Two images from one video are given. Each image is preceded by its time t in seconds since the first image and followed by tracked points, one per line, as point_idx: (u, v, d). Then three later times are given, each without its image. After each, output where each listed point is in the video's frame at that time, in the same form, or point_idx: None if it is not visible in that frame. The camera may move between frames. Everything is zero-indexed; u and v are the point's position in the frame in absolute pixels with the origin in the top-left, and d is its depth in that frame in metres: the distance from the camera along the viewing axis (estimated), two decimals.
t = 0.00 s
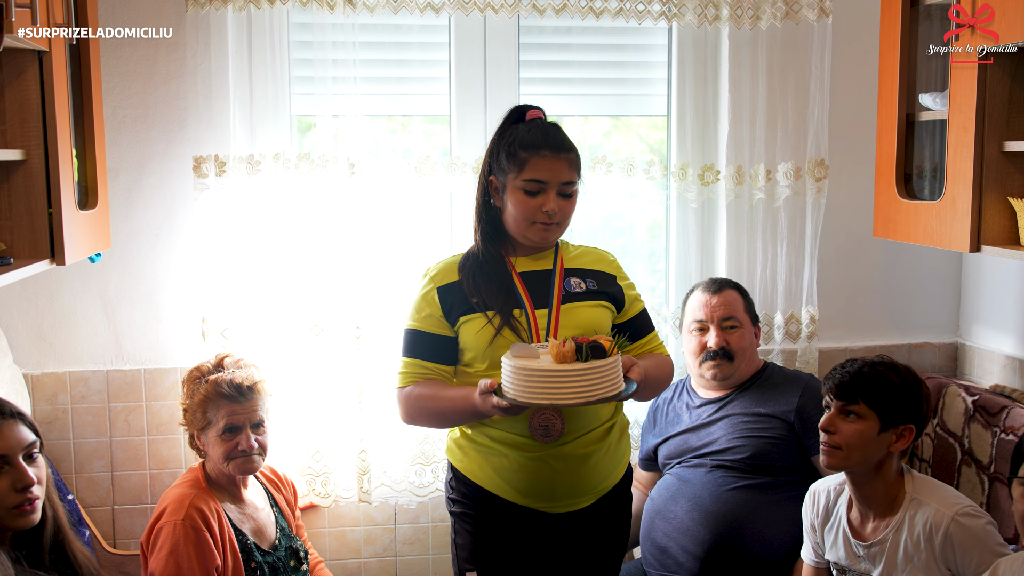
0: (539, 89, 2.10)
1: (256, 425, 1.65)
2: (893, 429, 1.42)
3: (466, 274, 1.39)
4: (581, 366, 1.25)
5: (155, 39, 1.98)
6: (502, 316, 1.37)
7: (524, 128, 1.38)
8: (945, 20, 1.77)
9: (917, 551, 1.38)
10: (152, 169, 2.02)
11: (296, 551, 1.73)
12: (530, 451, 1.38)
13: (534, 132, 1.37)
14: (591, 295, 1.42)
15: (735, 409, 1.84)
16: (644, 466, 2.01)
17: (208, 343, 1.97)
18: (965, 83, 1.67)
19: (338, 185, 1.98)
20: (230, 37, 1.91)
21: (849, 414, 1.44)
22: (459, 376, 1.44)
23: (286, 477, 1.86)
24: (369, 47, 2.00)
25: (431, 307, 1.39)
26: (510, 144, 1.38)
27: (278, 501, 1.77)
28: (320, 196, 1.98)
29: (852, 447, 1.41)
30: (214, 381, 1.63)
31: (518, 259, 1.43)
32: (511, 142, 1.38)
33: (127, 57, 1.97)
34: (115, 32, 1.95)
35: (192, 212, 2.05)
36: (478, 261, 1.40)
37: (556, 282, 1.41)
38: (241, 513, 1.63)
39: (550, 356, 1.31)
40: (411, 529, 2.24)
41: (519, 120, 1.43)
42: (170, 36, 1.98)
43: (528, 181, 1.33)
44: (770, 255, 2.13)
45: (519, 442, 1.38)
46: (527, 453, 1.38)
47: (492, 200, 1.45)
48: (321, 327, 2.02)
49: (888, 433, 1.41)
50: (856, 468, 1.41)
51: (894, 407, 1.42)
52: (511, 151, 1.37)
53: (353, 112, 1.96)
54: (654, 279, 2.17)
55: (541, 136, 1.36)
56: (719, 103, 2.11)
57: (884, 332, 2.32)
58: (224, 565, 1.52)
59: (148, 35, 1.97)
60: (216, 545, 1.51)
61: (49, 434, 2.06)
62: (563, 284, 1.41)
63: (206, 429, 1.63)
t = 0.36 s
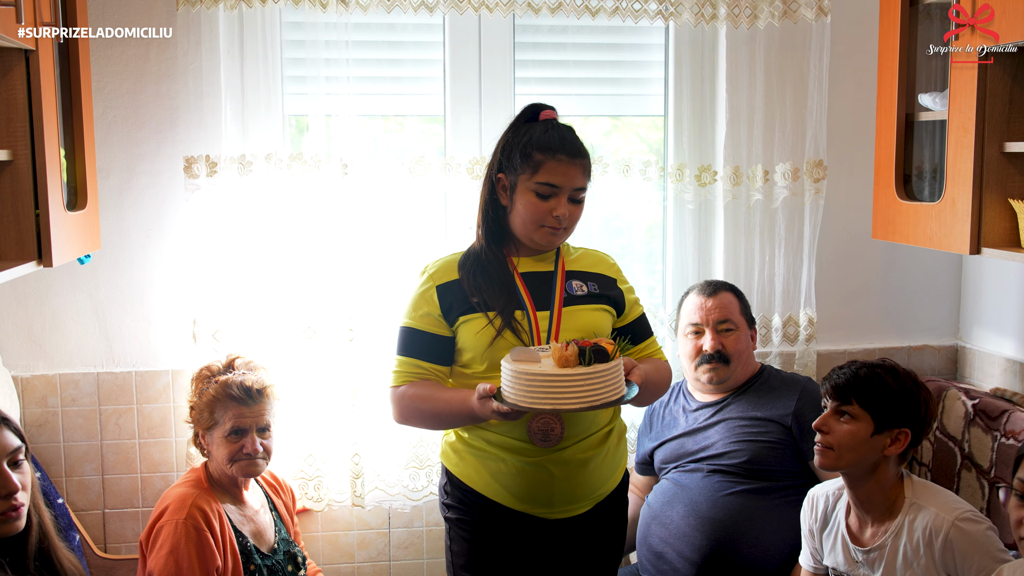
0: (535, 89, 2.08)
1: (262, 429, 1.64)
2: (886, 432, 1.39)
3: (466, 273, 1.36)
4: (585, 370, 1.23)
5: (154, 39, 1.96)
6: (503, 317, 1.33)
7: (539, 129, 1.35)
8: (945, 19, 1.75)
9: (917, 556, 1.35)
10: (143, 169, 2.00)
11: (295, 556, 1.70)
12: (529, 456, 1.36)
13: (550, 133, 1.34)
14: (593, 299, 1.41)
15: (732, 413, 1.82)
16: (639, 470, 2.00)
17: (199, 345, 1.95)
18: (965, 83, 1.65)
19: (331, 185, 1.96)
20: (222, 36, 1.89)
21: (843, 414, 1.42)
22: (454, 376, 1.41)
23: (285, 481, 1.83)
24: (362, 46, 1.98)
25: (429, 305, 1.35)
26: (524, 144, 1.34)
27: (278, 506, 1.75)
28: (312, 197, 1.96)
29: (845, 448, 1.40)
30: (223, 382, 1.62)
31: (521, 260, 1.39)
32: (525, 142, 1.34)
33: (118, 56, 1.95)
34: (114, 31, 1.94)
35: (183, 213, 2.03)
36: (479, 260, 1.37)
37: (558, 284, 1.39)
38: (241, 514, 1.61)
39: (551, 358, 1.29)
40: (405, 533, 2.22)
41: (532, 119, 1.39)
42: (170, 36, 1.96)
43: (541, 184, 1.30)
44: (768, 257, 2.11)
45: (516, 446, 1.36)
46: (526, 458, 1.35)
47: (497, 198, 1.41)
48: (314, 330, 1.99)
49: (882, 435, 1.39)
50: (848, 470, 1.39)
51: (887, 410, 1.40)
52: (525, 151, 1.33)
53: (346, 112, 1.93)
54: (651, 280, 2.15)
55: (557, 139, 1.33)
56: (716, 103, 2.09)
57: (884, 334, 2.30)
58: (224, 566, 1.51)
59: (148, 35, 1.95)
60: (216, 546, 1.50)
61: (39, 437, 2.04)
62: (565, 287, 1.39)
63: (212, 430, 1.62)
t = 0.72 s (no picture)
0: (534, 89, 2.06)
1: (264, 432, 1.63)
2: (888, 437, 1.37)
3: (466, 275, 1.33)
4: (588, 372, 1.21)
5: (153, 39, 1.94)
6: (504, 320, 1.31)
7: (538, 129, 1.33)
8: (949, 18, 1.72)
9: (920, 562, 1.32)
10: (139, 170, 1.98)
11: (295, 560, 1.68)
12: (528, 461, 1.33)
13: (549, 134, 1.31)
14: (594, 301, 1.39)
15: (733, 417, 1.80)
16: (640, 474, 1.98)
17: (195, 348, 1.93)
18: (969, 83, 1.63)
19: (329, 186, 1.94)
20: (218, 36, 1.88)
21: (846, 420, 1.40)
22: (452, 380, 1.38)
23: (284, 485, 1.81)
24: (359, 46, 1.96)
25: (428, 307, 1.33)
26: (523, 144, 1.32)
27: (278, 510, 1.73)
28: (309, 197, 1.94)
29: (848, 454, 1.37)
30: (228, 384, 1.61)
31: (521, 262, 1.38)
32: (524, 142, 1.32)
33: (113, 55, 1.93)
34: (114, 31, 1.92)
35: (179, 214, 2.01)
36: (479, 262, 1.35)
37: (559, 286, 1.37)
38: (242, 517, 1.59)
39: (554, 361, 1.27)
40: (403, 537, 2.20)
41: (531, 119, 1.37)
42: (169, 36, 1.94)
43: (540, 185, 1.28)
44: (769, 259, 2.09)
45: (516, 451, 1.33)
46: (525, 463, 1.33)
47: (496, 200, 1.39)
48: (311, 332, 1.97)
49: (884, 441, 1.37)
50: (851, 475, 1.37)
51: (890, 414, 1.38)
52: (524, 152, 1.31)
53: (344, 112, 1.91)
54: (652, 282, 2.13)
55: (556, 140, 1.31)
56: (718, 103, 2.07)
57: (887, 336, 2.28)
58: (224, 570, 1.49)
59: (149, 35, 1.93)
60: (218, 548, 1.48)
61: (33, 440, 2.02)
62: (566, 290, 1.37)
63: (214, 432, 1.60)
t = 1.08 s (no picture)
0: (533, 89, 2.05)
1: (259, 436, 1.61)
2: (893, 442, 1.35)
3: (465, 276, 1.31)
4: (580, 373, 1.19)
5: (152, 39, 1.93)
6: (503, 324, 1.30)
7: (525, 124, 1.32)
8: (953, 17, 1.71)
9: (924, 569, 1.30)
10: (135, 170, 1.97)
11: (291, 565, 1.67)
12: (526, 465, 1.31)
13: (535, 126, 1.31)
14: (594, 304, 1.37)
15: (735, 420, 1.78)
16: (640, 477, 1.96)
17: (192, 349, 1.91)
18: (973, 82, 1.61)
19: (326, 186, 1.92)
20: (214, 35, 1.86)
21: (849, 424, 1.38)
22: (450, 382, 1.36)
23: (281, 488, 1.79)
24: (357, 45, 1.94)
25: (427, 308, 1.31)
26: (509, 139, 1.32)
27: (274, 514, 1.71)
28: (307, 198, 1.93)
29: (850, 458, 1.35)
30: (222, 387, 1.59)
31: (520, 263, 1.36)
32: (510, 138, 1.32)
33: (109, 55, 1.92)
34: (114, 31, 1.91)
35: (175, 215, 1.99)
36: (477, 262, 1.34)
37: (559, 289, 1.35)
38: (237, 521, 1.58)
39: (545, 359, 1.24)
40: (402, 540, 2.18)
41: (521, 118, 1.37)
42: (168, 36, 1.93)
43: (526, 176, 1.27)
44: (771, 260, 2.07)
45: (514, 456, 1.31)
46: (522, 468, 1.31)
47: (491, 200, 1.39)
48: (309, 334, 1.96)
49: (888, 446, 1.35)
50: (853, 480, 1.35)
51: (895, 419, 1.36)
52: (510, 146, 1.31)
53: (342, 112, 1.90)
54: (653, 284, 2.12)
55: (541, 131, 1.30)
56: (719, 103, 2.05)
57: (890, 339, 2.26)
58: (220, 575, 1.47)
59: (148, 35, 1.92)
60: (212, 554, 1.47)
61: (29, 442, 2.00)
62: (566, 293, 1.35)
63: (209, 436, 1.59)
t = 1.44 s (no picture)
0: (540, 88, 2.04)
1: (261, 434, 1.60)
2: (903, 442, 1.34)
3: (471, 276, 1.30)
4: (572, 359, 1.16)
5: (154, 38, 1.92)
6: (509, 325, 1.29)
7: (532, 122, 1.31)
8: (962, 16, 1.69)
9: (934, 571, 1.29)
10: (140, 170, 1.96)
11: (296, 566, 1.66)
12: (532, 466, 1.30)
13: (542, 123, 1.30)
14: (599, 300, 1.35)
15: (742, 420, 1.77)
16: (647, 478, 1.95)
17: (197, 349, 1.90)
18: (983, 81, 1.59)
19: (332, 185, 1.91)
20: (220, 34, 1.85)
21: (859, 422, 1.37)
22: (455, 382, 1.35)
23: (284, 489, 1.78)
24: (363, 44, 1.94)
25: (432, 307, 1.30)
26: (518, 135, 1.31)
27: (278, 515, 1.70)
28: (312, 197, 1.92)
29: (859, 457, 1.35)
30: (223, 387, 1.58)
31: (525, 261, 1.34)
32: (518, 135, 1.31)
33: (113, 54, 1.91)
34: (114, 31, 1.90)
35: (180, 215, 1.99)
36: (483, 260, 1.32)
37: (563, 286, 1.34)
38: (241, 524, 1.57)
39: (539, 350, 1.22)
40: (407, 541, 2.17)
41: (528, 118, 1.36)
42: (170, 36, 1.92)
43: (534, 169, 1.25)
44: (779, 260, 2.06)
45: (520, 456, 1.30)
46: (529, 468, 1.30)
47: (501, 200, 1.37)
48: (314, 334, 1.95)
49: (898, 446, 1.34)
50: (860, 479, 1.35)
51: (907, 420, 1.35)
52: (518, 142, 1.30)
53: (347, 111, 1.89)
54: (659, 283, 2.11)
55: (549, 127, 1.29)
56: (726, 102, 2.04)
57: (897, 339, 2.25)
58: None
59: (149, 35, 1.91)
60: (216, 556, 1.45)
61: (33, 442, 2.00)
62: (570, 290, 1.34)
63: (211, 436, 1.58)
